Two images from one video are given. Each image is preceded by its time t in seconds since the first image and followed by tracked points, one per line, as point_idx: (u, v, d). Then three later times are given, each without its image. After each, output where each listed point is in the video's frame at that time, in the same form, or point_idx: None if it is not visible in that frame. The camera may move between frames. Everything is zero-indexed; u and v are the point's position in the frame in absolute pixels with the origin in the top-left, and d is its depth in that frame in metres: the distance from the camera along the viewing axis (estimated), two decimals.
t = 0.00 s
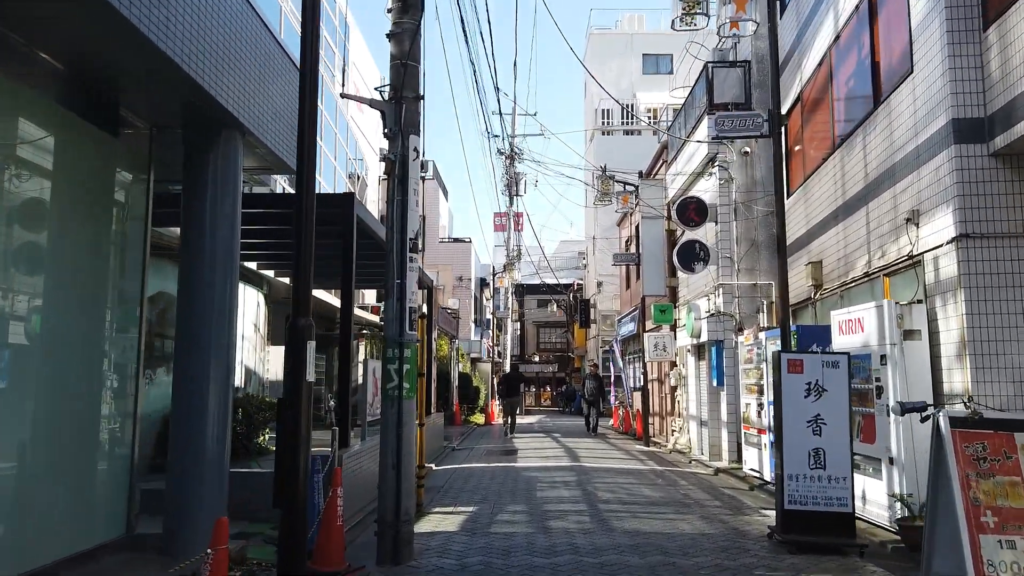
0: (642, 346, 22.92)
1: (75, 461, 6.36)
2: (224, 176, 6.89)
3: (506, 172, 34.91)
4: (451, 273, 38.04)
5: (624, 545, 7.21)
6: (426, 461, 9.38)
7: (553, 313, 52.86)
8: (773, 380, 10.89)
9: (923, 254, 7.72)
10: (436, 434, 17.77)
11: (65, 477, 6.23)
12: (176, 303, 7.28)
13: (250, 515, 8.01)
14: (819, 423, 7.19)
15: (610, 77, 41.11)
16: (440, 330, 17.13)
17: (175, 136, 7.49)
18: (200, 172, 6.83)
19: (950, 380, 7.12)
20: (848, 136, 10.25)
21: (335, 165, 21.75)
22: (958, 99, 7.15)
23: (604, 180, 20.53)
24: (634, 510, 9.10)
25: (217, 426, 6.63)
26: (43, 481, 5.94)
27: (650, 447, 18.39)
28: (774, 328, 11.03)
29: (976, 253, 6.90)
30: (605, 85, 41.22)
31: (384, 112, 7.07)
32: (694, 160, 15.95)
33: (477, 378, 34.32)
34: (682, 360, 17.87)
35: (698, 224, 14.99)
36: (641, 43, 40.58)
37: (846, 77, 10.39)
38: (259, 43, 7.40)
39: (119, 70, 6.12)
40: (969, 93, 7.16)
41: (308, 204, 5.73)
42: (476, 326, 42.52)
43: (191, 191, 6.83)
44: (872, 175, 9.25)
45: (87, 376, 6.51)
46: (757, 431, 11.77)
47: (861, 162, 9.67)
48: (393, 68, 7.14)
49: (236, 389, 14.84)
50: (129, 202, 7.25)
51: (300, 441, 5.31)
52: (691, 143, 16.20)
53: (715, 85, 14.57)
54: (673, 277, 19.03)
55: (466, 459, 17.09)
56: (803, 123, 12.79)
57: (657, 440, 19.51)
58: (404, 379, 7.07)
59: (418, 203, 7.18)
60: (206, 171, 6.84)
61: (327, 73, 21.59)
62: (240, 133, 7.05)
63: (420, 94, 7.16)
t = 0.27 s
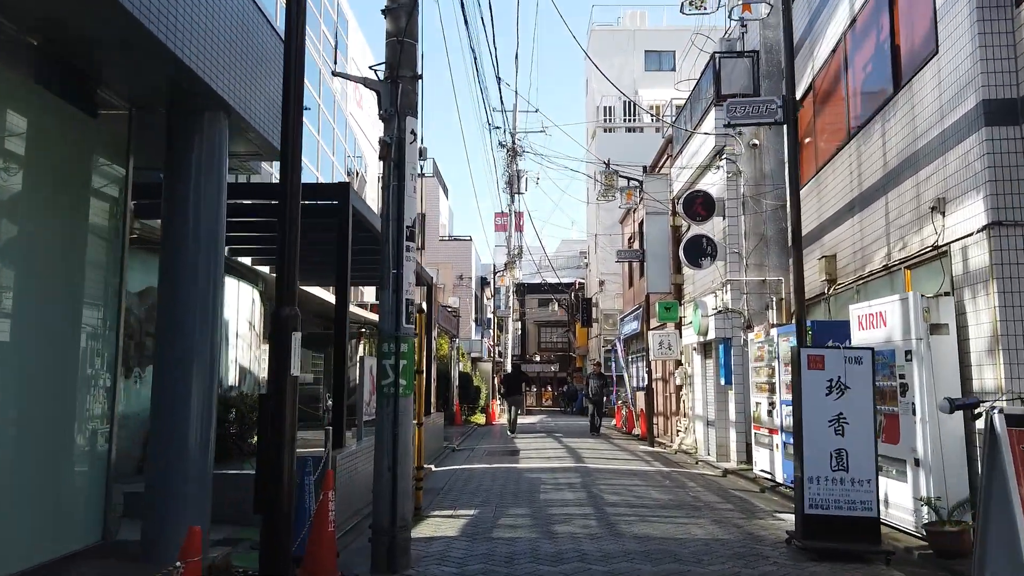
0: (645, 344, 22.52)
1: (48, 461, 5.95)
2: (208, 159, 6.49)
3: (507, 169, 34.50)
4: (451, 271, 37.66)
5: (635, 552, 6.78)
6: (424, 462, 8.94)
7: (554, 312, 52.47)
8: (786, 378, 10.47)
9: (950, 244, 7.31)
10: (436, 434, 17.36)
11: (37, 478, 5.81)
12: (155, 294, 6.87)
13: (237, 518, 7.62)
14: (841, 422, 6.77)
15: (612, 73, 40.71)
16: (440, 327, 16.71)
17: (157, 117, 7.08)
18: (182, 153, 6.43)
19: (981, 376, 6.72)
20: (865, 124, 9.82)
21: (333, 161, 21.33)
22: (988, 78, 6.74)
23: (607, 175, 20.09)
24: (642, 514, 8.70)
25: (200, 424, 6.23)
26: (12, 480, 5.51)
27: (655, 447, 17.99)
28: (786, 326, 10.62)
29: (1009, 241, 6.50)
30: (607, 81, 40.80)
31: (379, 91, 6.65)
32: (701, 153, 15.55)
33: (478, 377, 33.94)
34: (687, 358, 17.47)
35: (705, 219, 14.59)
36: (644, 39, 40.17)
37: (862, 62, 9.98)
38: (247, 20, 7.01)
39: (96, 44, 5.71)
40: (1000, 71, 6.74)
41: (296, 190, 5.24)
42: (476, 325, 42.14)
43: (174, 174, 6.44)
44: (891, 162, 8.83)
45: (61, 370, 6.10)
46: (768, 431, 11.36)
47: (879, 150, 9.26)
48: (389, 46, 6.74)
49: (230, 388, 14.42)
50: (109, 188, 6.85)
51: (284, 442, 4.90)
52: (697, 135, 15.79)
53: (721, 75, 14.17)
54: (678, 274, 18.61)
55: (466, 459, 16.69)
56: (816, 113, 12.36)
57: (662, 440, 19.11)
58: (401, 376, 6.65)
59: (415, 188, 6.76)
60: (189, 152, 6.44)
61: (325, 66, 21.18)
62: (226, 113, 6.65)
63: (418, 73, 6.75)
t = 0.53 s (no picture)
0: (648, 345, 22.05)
1: (9, 470, 5.44)
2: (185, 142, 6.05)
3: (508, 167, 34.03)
4: (451, 271, 37.19)
5: (645, 567, 6.34)
6: (421, 468, 8.45)
7: (554, 312, 51.99)
8: (802, 380, 9.98)
9: (982, 238, 6.85)
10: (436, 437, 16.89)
11: (1, 489, 5.35)
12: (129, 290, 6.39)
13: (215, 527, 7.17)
14: (868, 429, 6.31)
15: (614, 71, 40.25)
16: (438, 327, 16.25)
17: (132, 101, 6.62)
18: (158, 137, 5.98)
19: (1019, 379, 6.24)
20: (883, 115, 9.35)
21: (330, 157, 20.87)
22: None
23: (611, 172, 19.62)
24: (652, 524, 8.24)
25: (176, 427, 5.77)
26: None
27: (659, 450, 17.51)
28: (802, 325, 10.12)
29: None
30: (609, 79, 40.34)
31: (371, 72, 6.20)
32: (708, 146, 15.08)
33: (478, 378, 33.47)
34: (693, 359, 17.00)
35: (712, 215, 14.12)
36: (646, 36, 39.70)
37: (880, 50, 9.51)
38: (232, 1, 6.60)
39: (63, 19, 5.23)
40: None
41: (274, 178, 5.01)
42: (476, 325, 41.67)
43: (149, 159, 5.98)
44: (914, 153, 8.36)
45: (27, 371, 5.61)
46: (781, 435, 10.89)
47: (900, 141, 8.79)
48: (382, 24, 6.27)
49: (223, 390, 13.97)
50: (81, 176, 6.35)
51: (260, 442, 4.66)
52: (704, 129, 15.32)
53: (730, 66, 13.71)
54: (684, 272, 18.14)
55: (466, 463, 16.22)
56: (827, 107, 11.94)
57: (666, 443, 18.64)
58: (395, 379, 6.18)
59: (411, 177, 6.32)
60: (166, 136, 5.98)
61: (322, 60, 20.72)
62: (206, 95, 6.19)
63: (412, 53, 6.29)
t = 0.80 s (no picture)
0: (653, 343, 21.60)
1: None
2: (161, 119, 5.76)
3: (509, 163, 33.58)
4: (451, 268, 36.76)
5: None
6: (419, 469, 7.98)
7: (556, 311, 51.56)
8: (818, 377, 9.53)
9: (1018, 223, 6.42)
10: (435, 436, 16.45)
11: None
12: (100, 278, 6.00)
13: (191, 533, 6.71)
14: (898, 427, 5.88)
15: (616, 67, 39.81)
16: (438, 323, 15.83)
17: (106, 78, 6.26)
18: (133, 115, 5.69)
19: None
20: (905, 98, 8.91)
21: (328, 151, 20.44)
22: None
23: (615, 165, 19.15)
24: (663, 528, 7.82)
25: (154, 417, 5.53)
26: None
27: (665, 450, 17.07)
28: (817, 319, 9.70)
29: None
30: (611, 75, 39.89)
31: (364, 43, 5.78)
32: (715, 137, 14.65)
33: (478, 377, 33.05)
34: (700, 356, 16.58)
35: (721, 208, 13.71)
36: (649, 31, 39.25)
37: (901, 31, 9.08)
38: None
39: None
40: None
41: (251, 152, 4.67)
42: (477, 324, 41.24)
43: (124, 137, 5.69)
44: (941, 137, 7.94)
45: None
46: (795, 435, 10.45)
47: (925, 125, 8.37)
48: None
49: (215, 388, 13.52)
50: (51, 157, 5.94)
51: (234, 435, 4.35)
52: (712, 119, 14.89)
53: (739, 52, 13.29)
54: (690, 268, 17.66)
55: (467, 463, 15.78)
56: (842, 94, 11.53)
57: (672, 442, 18.20)
58: (389, 373, 5.75)
59: (406, 156, 5.89)
60: (142, 112, 5.70)
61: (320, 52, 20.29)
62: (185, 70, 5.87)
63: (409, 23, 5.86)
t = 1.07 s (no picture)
0: (656, 344, 21.15)
1: None
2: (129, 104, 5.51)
3: (509, 162, 33.15)
4: (451, 268, 36.33)
5: None
6: (415, 479, 7.53)
7: (557, 311, 51.14)
8: (836, 381, 9.08)
9: None
10: (434, 440, 15.99)
11: None
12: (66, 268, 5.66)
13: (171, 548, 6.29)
14: (931, 438, 5.46)
15: (618, 64, 39.38)
16: (437, 323, 15.48)
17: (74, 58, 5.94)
18: (100, 98, 5.43)
19: None
20: (927, 87, 8.48)
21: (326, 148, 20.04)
22: None
23: (618, 162, 18.70)
24: (673, 543, 7.37)
25: (124, 416, 5.29)
26: None
27: (671, 454, 16.62)
28: (834, 320, 9.27)
29: None
30: (612, 72, 39.45)
31: (353, 21, 5.35)
32: (722, 133, 14.24)
33: (479, 378, 32.63)
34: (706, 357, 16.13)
35: (729, 206, 13.31)
36: (651, 28, 38.81)
37: (921, 18, 8.67)
38: None
39: None
40: None
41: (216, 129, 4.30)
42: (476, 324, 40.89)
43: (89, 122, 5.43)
44: (970, 127, 7.49)
45: None
46: (809, 441, 9.99)
47: (950, 114, 7.93)
48: None
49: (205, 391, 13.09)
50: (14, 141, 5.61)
51: (195, 440, 4.00)
52: (718, 114, 14.46)
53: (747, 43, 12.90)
54: (696, 267, 17.21)
55: (467, 468, 15.33)
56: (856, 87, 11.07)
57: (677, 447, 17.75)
58: (380, 380, 5.33)
59: (400, 145, 5.47)
60: (109, 96, 5.45)
61: (318, 48, 19.90)
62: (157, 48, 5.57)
63: None
